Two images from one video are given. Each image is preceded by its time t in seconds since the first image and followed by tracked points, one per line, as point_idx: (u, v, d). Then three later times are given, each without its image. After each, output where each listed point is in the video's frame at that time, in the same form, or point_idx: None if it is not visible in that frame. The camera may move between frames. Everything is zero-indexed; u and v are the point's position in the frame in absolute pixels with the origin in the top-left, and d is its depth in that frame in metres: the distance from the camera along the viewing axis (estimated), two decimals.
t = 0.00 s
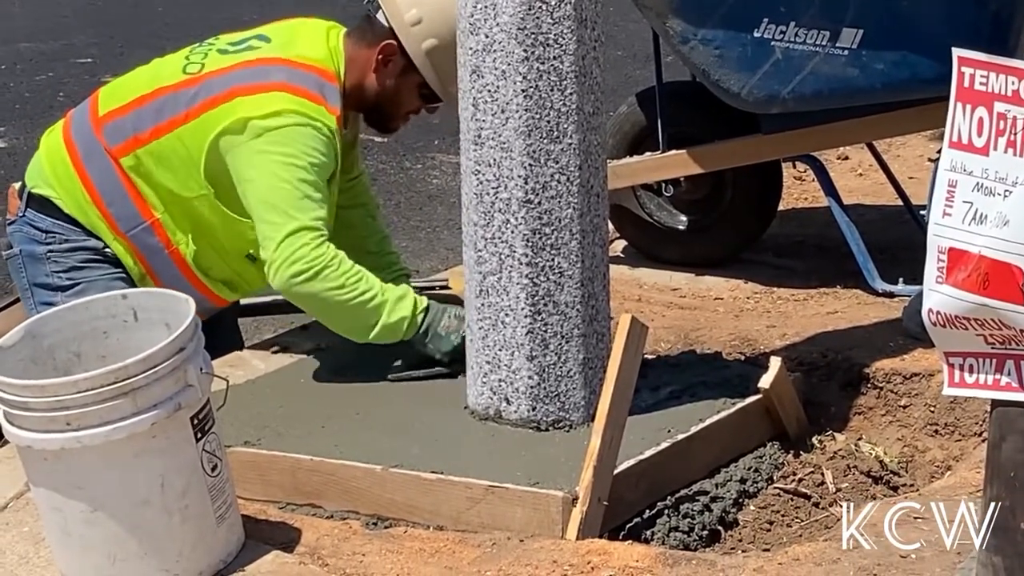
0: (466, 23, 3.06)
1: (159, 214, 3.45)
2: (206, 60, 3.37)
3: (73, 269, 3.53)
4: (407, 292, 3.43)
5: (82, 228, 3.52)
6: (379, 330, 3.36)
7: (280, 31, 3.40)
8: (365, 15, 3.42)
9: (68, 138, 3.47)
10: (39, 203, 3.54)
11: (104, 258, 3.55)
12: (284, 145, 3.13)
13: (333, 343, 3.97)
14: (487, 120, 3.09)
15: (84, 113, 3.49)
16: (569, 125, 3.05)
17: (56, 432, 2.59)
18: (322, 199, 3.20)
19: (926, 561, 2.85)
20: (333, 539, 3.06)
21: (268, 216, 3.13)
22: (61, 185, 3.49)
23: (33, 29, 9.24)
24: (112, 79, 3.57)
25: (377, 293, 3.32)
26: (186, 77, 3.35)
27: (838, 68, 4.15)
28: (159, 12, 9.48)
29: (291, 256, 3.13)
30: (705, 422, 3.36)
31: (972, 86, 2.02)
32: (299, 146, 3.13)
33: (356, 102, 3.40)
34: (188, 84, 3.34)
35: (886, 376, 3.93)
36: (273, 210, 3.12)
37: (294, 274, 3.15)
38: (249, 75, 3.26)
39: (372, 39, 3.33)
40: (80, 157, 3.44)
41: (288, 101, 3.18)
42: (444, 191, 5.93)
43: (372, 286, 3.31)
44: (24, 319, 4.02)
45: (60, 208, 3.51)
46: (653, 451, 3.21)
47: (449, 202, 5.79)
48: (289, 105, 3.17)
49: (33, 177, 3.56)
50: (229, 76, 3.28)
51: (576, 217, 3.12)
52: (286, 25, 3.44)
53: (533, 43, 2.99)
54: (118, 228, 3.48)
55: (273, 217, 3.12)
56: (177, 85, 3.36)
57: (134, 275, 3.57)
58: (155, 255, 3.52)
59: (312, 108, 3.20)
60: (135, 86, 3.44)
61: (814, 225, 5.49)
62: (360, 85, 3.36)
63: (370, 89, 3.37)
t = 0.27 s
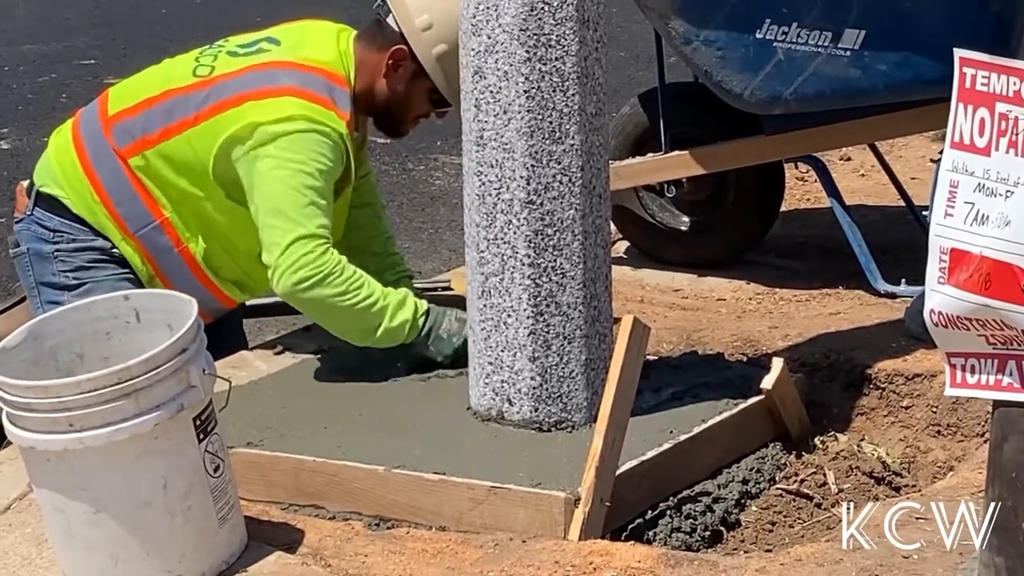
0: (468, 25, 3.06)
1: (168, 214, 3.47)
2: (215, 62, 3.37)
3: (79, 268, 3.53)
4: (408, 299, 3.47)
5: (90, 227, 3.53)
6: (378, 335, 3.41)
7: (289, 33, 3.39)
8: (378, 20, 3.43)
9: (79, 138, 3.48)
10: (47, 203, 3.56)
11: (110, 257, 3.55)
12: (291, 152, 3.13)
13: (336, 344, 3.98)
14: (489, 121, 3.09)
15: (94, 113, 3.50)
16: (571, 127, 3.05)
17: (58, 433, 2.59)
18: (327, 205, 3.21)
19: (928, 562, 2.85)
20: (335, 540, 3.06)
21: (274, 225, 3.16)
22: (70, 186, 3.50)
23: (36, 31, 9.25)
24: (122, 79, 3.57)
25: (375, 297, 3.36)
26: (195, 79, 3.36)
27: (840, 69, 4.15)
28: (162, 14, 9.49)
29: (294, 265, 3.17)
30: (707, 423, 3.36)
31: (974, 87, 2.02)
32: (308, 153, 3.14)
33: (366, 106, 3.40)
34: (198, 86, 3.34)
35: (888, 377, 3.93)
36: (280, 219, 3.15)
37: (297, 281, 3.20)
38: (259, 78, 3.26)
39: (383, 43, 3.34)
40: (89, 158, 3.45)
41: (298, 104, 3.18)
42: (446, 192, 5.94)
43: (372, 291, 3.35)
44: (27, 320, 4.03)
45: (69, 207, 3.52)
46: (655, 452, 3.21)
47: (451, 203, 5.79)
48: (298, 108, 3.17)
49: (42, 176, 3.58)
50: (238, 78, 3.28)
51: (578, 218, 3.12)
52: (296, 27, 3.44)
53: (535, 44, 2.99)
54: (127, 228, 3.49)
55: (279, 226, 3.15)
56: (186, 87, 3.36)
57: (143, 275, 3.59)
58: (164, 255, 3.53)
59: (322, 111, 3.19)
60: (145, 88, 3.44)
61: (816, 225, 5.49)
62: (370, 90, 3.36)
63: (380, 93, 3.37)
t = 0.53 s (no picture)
0: (470, 27, 3.06)
1: (179, 209, 3.47)
2: (224, 55, 3.39)
3: (91, 268, 3.55)
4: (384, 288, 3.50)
5: (102, 225, 3.54)
6: (352, 321, 3.44)
7: (295, 26, 3.41)
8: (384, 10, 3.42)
9: (88, 136, 3.49)
10: (59, 201, 3.57)
11: (121, 258, 3.57)
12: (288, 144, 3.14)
13: (338, 346, 3.98)
14: (491, 123, 3.09)
15: (103, 109, 3.51)
16: (573, 129, 3.06)
17: (61, 436, 2.59)
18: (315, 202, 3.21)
19: (930, 563, 2.85)
20: (337, 542, 3.07)
21: (259, 217, 3.17)
22: (81, 183, 3.51)
23: (38, 33, 9.26)
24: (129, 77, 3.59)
25: (350, 287, 3.38)
26: (203, 72, 3.37)
27: (842, 71, 4.15)
28: (165, 16, 9.50)
29: (272, 258, 3.19)
30: (709, 425, 3.36)
31: (975, 89, 2.03)
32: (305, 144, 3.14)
33: (372, 96, 3.41)
34: (206, 78, 3.35)
35: (890, 379, 3.93)
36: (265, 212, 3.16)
37: (273, 274, 3.22)
38: (266, 67, 3.27)
39: (387, 34, 3.33)
40: (99, 153, 3.45)
41: (303, 92, 3.18)
42: (449, 195, 5.94)
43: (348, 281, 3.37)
44: (31, 323, 4.03)
45: (81, 204, 3.53)
46: (657, 454, 3.21)
47: (453, 205, 5.80)
48: (302, 96, 3.18)
49: (52, 173, 3.58)
50: (246, 68, 3.29)
51: (580, 220, 3.13)
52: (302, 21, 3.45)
53: (537, 47, 2.99)
54: (138, 224, 3.49)
55: (263, 219, 3.17)
56: (195, 80, 3.37)
57: (154, 271, 3.59)
58: (175, 251, 3.53)
59: (328, 99, 3.20)
60: (153, 82, 3.45)
61: (818, 228, 5.49)
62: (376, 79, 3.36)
63: (386, 84, 3.37)
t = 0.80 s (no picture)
0: (473, 30, 3.07)
1: (196, 209, 3.47)
2: (236, 52, 3.42)
3: (106, 268, 3.56)
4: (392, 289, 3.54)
5: (118, 226, 3.56)
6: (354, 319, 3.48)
7: (305, 22, 3.44)
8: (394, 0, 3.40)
9: (104, 138, 3.50)
10: (76, 201, 3.57)
11: (137, 261, 3.58)
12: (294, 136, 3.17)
13: (342, 348, 3.99)
14: (494, 126, 3.10)
15: (118, 111, 3.53)
16: (576, 131, 3.06)
17: (65, 438, 2.60)
18: (323, 198, 3.25)
19: (933, 565, 2.85)
20: (341, 544, 3.07)
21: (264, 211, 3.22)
22: (98, 186, 3.52)
23: (42, 37, 9.27)
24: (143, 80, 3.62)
25: (355, 284, 3.42)
26: (217, 68, 3.40)
27: (845, 73, 4.16)
28: (168, 19, 9.51)
29: (275, 250, 3.24)
30: (712, 427, 3.36)
31: (978, 91, 2.03)
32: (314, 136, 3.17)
33: (381, 88, 3.40)
34: (220, 74, 3.38)
35: (893, 381, 3.93)
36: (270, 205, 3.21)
37: (277, 266, 3.27)
38: (279, 60, 3.30)
39: (396, 24, 3.32)
40: (115, 154, 3.47)
41: (315, 83, 3.22)
42: (452, 197, 5.95)
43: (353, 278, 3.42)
44: (35, 325, 4.04)
45: (98, 206, 3.54)
46: (660, 456, 3.22)
47: (457, 208, 5.80)
48: (315, 87, 3.21)
49: (68, 176, 3.59)
50: (260, 61, 3.32)
51: (584, 223, 3.13)
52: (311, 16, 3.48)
53: (540, 50, 3.00)
54: (155, 225, 3.50)
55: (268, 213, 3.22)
56: (209, 77, 3.40)
57: (170, 274, 3.59)
58: (192, 251, 3.53)
59: (339, 89, 3.23)
60: (168, 82, 3.48)
61: (821, 230, 5.50)
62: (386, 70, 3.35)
63: (395, 75, 3.36)
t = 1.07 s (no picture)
0: (477, 33, 3.08)
1: (210, 211, 3.49)
2: (249, 52, 3.43)
3: (118, 270, 3.59)
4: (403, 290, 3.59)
5: (131, 227, 3.58)
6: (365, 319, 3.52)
7: (316, 21, 3.45)
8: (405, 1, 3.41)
9: (119, 139, 3.52)
10: (90, 203, 3.59)
11: (149, 262, 3.60)
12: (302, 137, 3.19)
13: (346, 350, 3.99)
14: (498, 128, 3.10)
15: (132, 112, 3.54)
16: (580, 133, 3.07)
17: (70, 441, 2.60)
18: (332, 200, 3.28)
19: (936, 567, 2.85)
20: (345, 546, 3.07)
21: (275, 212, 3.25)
22: (113, 188, 3.54)
23: (46, 40, 9.29)
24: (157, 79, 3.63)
25: (365, 285, 3.46)
26: (230, 69, 3.41)
27: (849, 75, 4.16)
28: (172, 22, 9.53)
29: (286, 252, 3.28)
30: (716, 430, 3.37)
31: (982, 93, 2.03)
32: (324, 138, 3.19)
33: (393, 87, 3.41)
34: (233, 75, 3.39)
35: (897, 384, 3.93)
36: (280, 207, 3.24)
37: (287, 268, 3.30)
38: (290, 61, 3.31)
39: (408, 24, 3.33)
40: (130, 156, 3.49)
41: (326, 83, 3.23)
42: (456, 200, 5.95)
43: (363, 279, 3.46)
44: (40, 328, 4.04)
45: (113, 208, 3.56)
46: (664, 458, 3.22)
47: (461, 210, 5.81)
48: (326, 87, 3.22)
49: (82, 177, 3.61)
50: (272, 61, 3.33)
51: (588, 225, 3.14)
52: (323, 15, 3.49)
53: (544, 52, 3.00)
54: (170, 226, 3.52)
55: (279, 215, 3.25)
56: (222, 78, 3.41)
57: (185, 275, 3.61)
58: (206, 252, 3.55)
59: (349, 89, 3.24)
60: (181, 84, 3.49)
61: (825, 232, 5.50)
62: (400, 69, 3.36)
63: (408, 75, 3.38)
